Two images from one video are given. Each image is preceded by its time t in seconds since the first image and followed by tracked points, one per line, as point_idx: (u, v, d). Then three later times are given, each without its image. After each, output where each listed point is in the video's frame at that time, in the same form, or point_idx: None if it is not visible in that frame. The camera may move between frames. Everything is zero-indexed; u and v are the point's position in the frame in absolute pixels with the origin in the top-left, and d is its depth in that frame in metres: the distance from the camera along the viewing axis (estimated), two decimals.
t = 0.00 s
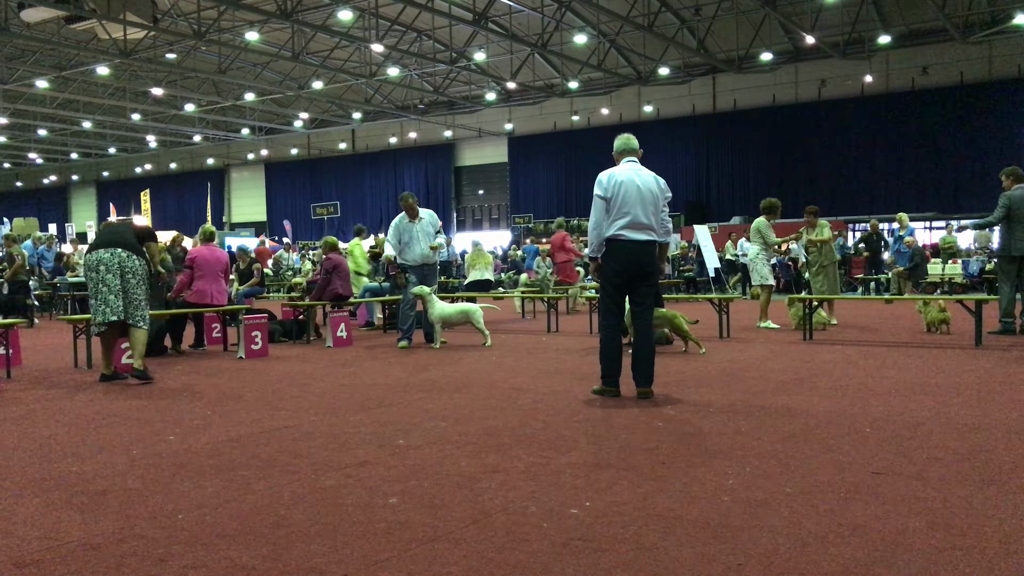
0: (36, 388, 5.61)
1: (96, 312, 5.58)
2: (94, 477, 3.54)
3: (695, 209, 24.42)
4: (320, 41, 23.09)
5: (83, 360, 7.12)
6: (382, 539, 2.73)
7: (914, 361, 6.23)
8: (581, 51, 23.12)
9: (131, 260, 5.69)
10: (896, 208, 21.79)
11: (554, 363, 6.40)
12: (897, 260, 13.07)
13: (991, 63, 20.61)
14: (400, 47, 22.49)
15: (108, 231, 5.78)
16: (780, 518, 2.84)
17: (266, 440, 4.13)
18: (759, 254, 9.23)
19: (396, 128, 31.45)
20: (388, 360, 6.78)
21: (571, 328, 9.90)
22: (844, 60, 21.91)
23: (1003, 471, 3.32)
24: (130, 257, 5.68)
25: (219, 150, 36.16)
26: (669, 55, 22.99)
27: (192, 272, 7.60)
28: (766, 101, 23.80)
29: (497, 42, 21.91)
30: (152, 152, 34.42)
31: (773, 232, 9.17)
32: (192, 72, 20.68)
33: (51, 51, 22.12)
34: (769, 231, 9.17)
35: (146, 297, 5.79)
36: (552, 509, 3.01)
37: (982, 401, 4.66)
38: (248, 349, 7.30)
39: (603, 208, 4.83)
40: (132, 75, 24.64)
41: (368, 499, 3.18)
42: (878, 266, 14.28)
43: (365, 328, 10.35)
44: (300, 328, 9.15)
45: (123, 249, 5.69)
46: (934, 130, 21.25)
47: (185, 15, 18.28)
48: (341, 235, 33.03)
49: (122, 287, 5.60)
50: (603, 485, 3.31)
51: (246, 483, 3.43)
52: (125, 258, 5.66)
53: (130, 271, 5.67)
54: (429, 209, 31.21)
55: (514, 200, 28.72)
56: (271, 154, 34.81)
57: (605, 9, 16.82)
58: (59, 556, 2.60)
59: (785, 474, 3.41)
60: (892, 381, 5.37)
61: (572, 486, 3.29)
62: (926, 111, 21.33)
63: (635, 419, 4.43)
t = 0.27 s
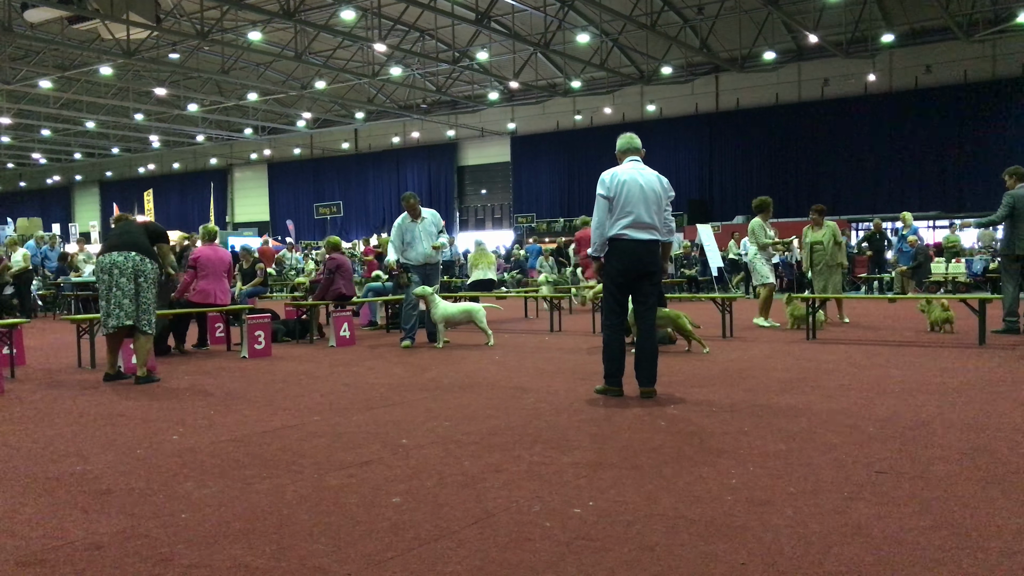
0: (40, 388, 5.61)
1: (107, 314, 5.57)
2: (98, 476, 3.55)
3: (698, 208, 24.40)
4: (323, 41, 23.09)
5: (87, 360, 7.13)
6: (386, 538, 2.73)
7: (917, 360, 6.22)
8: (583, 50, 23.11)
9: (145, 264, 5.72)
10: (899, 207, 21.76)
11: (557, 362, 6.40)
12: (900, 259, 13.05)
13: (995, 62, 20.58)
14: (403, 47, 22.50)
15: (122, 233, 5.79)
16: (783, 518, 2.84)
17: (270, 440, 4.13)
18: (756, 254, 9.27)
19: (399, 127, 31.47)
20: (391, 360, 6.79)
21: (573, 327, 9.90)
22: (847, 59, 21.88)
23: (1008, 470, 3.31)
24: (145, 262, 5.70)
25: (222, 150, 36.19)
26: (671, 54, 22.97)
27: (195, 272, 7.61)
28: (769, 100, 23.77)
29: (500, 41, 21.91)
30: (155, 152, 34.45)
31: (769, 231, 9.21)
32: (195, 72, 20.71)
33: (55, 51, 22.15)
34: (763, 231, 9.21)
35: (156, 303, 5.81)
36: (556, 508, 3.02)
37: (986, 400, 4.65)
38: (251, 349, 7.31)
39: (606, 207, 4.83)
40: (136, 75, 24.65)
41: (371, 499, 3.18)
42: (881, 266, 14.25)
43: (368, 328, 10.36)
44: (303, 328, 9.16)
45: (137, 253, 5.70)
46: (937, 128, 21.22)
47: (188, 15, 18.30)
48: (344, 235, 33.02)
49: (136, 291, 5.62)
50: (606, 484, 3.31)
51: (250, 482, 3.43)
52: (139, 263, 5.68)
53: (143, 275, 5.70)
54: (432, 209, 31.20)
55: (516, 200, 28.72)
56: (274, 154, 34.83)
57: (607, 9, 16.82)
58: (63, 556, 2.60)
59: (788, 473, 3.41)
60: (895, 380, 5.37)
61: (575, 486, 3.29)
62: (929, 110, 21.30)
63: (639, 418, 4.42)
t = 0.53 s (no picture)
0: (42, 388, 5.61)
1: (114, 312, 5.57)
2: (100, 476, 3.55)
3: (700, 208, 24.38)
4: (324, 41, 23.10)
5: (89, 360, 7.14)
6: (387, 538, 2.73)
7: (920, 360, 6.21)
8: (585, 50, 23.10)
9: (150, 263, 5.74)
10: (901, 207, 21.74)
11: (559, 362, 6.40)
12: (902, 258, 13.03)
13: (997, 61, 20.55)
14: (405, 46, 22.50)
15: (128, 232, 5.82)
16: (785, 517, 2.84)
17: (273, 440, 4.13)
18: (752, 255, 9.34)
19: (401, 127, 31.49)
20: (393, 360, 6.78)
21: (575, 327, 9.90)
22: (850, 58, 21.85)
23: (1010, 470, 3.31)
24: (149, 260, 5.73)
25: (224, 150, 36.20)
26: (673, 54, 22.97)
27: (197, 272, 7.61)
28: (771, 100, 23.75)
29: (501, 41, 21.91)
30: (157, 152, 34.46)
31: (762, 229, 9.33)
32: (197, 72, 20.72)
33: (57, 51, 22.16)
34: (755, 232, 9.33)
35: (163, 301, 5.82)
36: (558, 507, 3.01)
37: (990, 400, 4.65)
38: (253, 348, 7.30)
39: (607, 207, 4.83)
40: (138, 75, 24.67)
41: (373, 499, 3.18)
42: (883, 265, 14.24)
43: (369, 328, 10.36)
44: (305, 328, 9.15)
45: (143, 252, 5.73)
46: (939, 128, 21.20)
47: (190, 15, 18.30)
48: (346, 235, 32.99)
49: (142, 289, 5.64)
50: (608, 484, 3.31)
51: (252, 482, 3.44)
52: (145, 261, 5.71)
53: (149, 274, 5.72)
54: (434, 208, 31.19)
55: (518, 199, 28.73)
56: (276, 153, 34.85)
57: (609, 8, 16.81)
58: (65, 556, 2.60)
59: (790, 473, 3.40)
60: (897, 379, 5.36)
61: (577, 486, 3.29)
62: (931, 109, 21.27)
63: (640, 418, 4.42)
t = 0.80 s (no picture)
0: (42, 388, 5.61)
1: (113, 312, 5.58)
2: (100, 476, 3.55)
3: (701, 208, 24.38)
4: (325, 41, 23.09)
5: (90, 360, 7.13)
6: (387, 538, 2.73)
7: (921, 360, 6.21)
8: (586, 50, 23.10)
9: (150, 262, 5.73)
10: (902, 208, 21.73)
11: (560, 362, 6.40)
12: (903, 259, 13.03)
13: (998, 61, 20.53)
14: (406, 46, 22.48)
15: (129, 232, 5.83)
16: (784, 517, 2.84)
17: (273, 440, 4.13)
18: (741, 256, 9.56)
19: (401, 127, 31.49)
20: (393, 360, 6.78)
21: (576, 327, 9.90)
22: (850, 58, 21.85)
23: (1012, 471, 3.30)
24: (149, 259, 5.72)
25: (225, 150, 36.20)
26: (674, 54, 22.96)
27: (198, 272, 7.61)
28: (772, 100, 23.75)
29: (503, 41, 21.91)
30: (157, 152, 34.46)
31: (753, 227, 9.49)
32: (198, 72, 20.70)
33: (58, 51, 22.15)
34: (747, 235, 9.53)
35: (162, 302, 5.80)
36: (558, 507, 3.02)
37: (991, 400, 4.64)
38: (254, 349, 7.31)
39: (608, 207, 4.84)
40: (139, 75, 24.65)
41: (373, 498, 3.18)
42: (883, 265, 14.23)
43: (370, 328, 10.37)
44: (306, 328, 9.15)
45: (143, 251, 5.73)
46: (940, 129, 21.20)
47: (191, 15, 18.29)
48: (347, 235, 32.99)
49: (140, 288, 5.63)
50: (608, 484, 3.31)
51: (252, 482, 3.43)
52: (144, 260, 5.70)
53: (147, 273, 5.71)
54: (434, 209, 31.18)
55: (519, 199, 28.72)
56: (277, 153, 34.86)
57: (610, 8, 16.81)
58: (65, 556, 2.60)
59: (790, 473, 3.40)
60: (898, 380, 5.36)
61: (577, 486, 3.29)
62: (932, 110, 21.26)
63: (641, 418, 4.42)
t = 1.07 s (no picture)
0: (43, 387, 5.61)
1: (111, 310, 5.57)
2: (101, 475, 3.55)
3: (701, 209, 24.38)
4: (326, 41, 23.08)
5: (91, 359, 7.13)
6: (388, 537, 2.73)
7: (923, 360, 6.20)
8: (587, 50, 23.09)
9: (150, 261, 5.72)
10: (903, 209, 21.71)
11: (562, 362, 6.40)
12: (904, 259, 13.02)
13: (1000, 62, 20.52)
14: (407, 46, 22.47)
15: (128, 230, 5.82)
16: (786, 518, 2.84)
17: (275, 440, 4.12)
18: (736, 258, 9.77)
19: (402, 127, 31.50)
20: (394, 359, 6.77)
21: (578, 327, 9.89)
22: (851, 59, 21.84)
23: (1015, 472, 3.29)
24: (148, 258, 5.70)
25: (225, 150, 36.20)
26: (675, 54, 22.96)
27: (198, 272, 7.61)
28: (773, 101, 23.75)
29: (504, 41, 21.90)
30: (158, 152, 34.47)
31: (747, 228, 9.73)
32: (200, 72, 20.69)
33: (59, 51, 22.15)
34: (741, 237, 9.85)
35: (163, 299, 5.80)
36: (559, 507, 3.01)
37: (994, 401, 4.63)
38: (254, 348, 7.30)
39: (610, 207, 4.83)
40: (140, 75, 24.64)
41: (375, 498, 3.18)
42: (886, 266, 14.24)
43: (371, 327, 10.37)
44: (307, 328, 9.15)
45: (143, 250, 5.71)
46: (940, 129, 21.19)
47: (192, 15, 18.28)
48: (348, 235, 32.99)
49: (140, 287, 5.62)
50: (610, 484, 3.30)
51: (253, 482, 3.43)
52: (144, 259, 5.69)
53: (147, 271, 5.70)
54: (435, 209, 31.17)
55: (520, 199, 28.71)
56: (278, 153, 34.86)
57: (611, 8, 16.80)
58: (66, 555, 2.60)
59: (791, 473, 3.40)
60: (900, 380, 5.35)
61: (579, 486, 3.29)
62: (933, 110, 21.25)
63: (642, 418, 4.42)
